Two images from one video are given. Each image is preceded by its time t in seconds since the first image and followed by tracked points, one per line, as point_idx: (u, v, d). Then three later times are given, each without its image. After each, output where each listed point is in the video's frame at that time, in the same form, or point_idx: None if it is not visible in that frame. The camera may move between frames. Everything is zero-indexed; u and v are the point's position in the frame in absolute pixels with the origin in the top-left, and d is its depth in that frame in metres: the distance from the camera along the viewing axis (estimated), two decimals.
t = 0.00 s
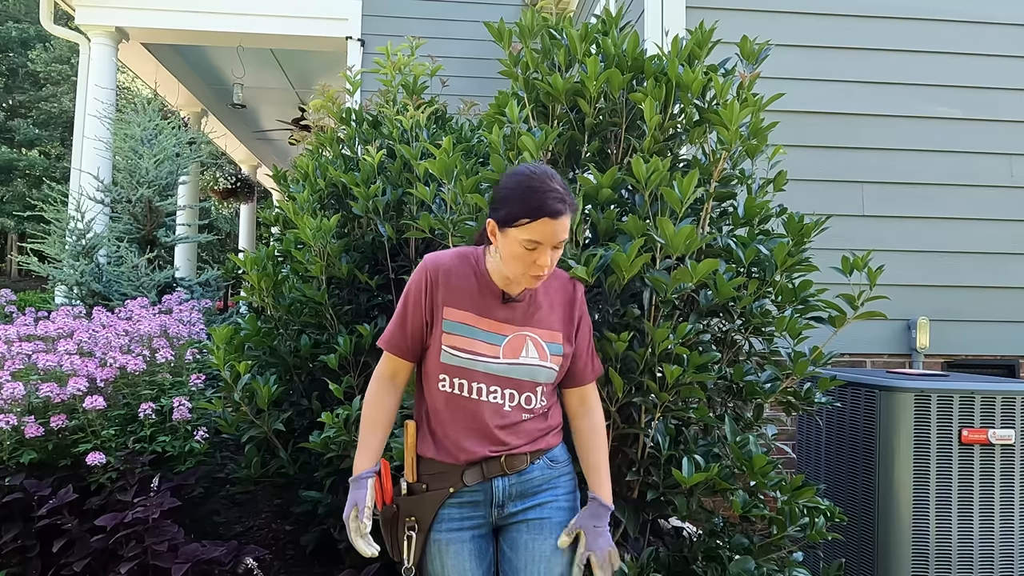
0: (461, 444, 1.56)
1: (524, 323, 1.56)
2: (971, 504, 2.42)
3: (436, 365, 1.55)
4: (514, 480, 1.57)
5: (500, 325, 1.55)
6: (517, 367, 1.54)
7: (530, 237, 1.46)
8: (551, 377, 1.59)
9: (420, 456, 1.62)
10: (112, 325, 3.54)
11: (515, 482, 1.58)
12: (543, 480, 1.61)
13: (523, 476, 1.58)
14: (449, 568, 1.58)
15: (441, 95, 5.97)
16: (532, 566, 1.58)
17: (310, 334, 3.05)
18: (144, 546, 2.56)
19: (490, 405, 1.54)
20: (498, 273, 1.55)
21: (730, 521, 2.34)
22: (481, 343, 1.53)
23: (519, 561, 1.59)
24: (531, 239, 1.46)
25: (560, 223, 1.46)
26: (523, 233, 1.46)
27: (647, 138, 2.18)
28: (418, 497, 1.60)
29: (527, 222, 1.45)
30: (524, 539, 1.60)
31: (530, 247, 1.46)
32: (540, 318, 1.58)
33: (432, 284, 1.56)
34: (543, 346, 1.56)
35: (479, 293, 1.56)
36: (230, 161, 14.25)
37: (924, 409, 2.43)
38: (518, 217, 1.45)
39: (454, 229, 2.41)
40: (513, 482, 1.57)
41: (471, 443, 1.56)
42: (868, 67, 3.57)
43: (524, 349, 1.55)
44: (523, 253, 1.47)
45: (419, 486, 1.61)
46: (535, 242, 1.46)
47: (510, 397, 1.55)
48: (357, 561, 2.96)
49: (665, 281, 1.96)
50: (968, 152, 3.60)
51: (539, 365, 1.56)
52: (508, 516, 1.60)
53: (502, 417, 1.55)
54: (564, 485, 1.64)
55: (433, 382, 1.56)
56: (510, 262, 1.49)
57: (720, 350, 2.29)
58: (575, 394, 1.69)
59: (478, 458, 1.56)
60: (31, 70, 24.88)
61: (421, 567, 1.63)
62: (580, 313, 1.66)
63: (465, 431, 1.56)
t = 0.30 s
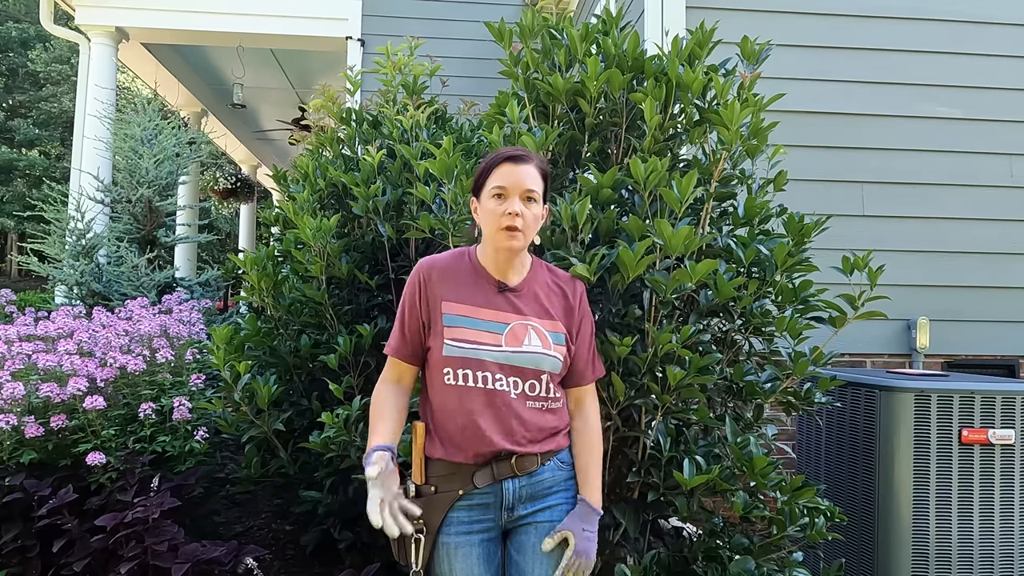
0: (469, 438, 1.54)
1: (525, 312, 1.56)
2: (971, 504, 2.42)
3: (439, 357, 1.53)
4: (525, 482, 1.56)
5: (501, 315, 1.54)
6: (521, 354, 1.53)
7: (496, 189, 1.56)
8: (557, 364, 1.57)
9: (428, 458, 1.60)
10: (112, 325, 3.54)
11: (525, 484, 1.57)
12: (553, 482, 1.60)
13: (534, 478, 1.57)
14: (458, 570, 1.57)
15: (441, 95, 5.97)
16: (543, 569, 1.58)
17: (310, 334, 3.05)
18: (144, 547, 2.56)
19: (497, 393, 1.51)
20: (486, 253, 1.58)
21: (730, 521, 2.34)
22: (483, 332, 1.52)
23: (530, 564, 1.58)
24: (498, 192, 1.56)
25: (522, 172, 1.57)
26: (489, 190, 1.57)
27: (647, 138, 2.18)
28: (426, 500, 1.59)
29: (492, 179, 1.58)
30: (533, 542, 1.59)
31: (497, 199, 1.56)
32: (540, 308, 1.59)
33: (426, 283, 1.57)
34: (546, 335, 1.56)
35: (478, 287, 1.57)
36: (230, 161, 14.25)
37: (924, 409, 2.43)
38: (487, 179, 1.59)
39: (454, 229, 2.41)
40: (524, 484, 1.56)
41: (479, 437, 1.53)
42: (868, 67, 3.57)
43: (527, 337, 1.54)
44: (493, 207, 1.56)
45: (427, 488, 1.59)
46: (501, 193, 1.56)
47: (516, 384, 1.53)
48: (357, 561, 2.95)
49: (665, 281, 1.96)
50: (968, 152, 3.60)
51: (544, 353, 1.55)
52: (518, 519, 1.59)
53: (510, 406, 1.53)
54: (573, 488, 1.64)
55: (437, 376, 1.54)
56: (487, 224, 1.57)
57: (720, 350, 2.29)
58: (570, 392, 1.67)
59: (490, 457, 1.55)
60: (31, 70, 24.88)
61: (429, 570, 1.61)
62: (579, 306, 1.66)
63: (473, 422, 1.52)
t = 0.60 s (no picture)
0: (473, 438, 1.54)
1: (530, 312, 1.56)
2: (971, 504, 2.42)
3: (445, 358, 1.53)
4: (523, 484, 1.56)
5: (505, 316, 1.55)
6: (526, 354, 1.52)
7: (486, 194, 1.56)
8: (562, 364, 1.56)
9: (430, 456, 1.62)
10: (112, 325, 3.54)
11: (525, 486, 1.56)
12: (553, 485, 1.59)
13: (533, 480, 1.56)
14: (455, 570, 1.57)
15: (441, 95, 5.97)
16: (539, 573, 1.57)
17: (310, 334, 3.05)
18: (144, 546, 2.56)
19: (499, 391, 1.52)
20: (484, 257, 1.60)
21: (730, 521, 2.34)
22: (487, 333, 1.53)
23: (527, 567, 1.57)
24: (488, 197, 1.55)
25: (509, 175, 1.56)
26: (479, 196, 1.57)
27: (647, 138, 2.18)
28: (425, 498, 1.59)
29: (481, 185, 1.57)
30: (531, 545, 1.58)
31: (488, 203, 1.55)
32: (545, 308, 1.58)
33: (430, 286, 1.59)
34: (551, 334, 1.55)
35: (482, 289, 1.58)
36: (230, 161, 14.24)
37: (924, 409, 2.43)
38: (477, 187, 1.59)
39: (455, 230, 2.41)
40: (523, 486, 1.56)
41: (484, 437, 1.54)
42: (868, 67, 3.57)
43: (532, 336, 1.53)
44: (485, 211, 1.56)
45: (426, 486, 1.60)
46: (491, 197, 1.55)
47: (520, 383, 1.52)
48: (357, 561, 2.96)
49: (662, 281, 1.95)
50: (968, 152, 3.60)
51: (548, 352, 1.54)
52: (517, 522, 1.59)
53: (515, 406, 1.53)
54: (573, 491, 1.63)
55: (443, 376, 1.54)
56: (480, 229, 1.57)
57: (720, 350, 2.29)
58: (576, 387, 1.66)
59: (490, 458, 1.55)
60: (31, 70, 24.87)
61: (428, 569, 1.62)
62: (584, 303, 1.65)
63: (478, 422, 1.53)
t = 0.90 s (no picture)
0: (475, 438, 1.54)
1: (531, 313, 1.57)
2: (971, 504, 2.42)
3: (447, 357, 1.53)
4: (526, 484, 1.56)
5: (506, 316, 1.55)
6: (527, 355, 1.53)
7: (508, 192, 1.56)
8: (563, 365, 1.57)
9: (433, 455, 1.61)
10: (112, 325, 3.54)
11: (527, 486, 1.56)
12: (555, 485, 1.59)
13: (536, 480, 1.56)
14: (458, 569, 1.56)
15: (441, 95, 5.97)
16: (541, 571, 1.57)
17: (310, 334, 3.05)
18: (144, 546, 2.56)
19: (502, 391, 1.52)
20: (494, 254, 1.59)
21: (730, 521, 2.34)
22: (489, 332, 1.53)
23: (528, 565, 1.57)
24: (510, 196, 1.56)
25: (530, 173, 1.58)
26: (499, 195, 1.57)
27: (648, 138, 2.18)
28: (429, 497, 1.59)
29: (502, 183, 1.57)
30: (533, 544, 1.58)
31: (508, 201, 1.56)
32: (544, 310, 1.60)
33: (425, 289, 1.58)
34: (552, 335, 1.57)
35: (483, 290, 1.58)
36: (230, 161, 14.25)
37: (924, 409, 2.43)
38: (495, 184, 1.58)
39: (454, 229, 2.41)
40: (526, 485, 1.56)
41: (484, 437, 1.53)
42: (868, 67, 3.57)
43: (533, 337, 1.54)
44: (507, 210, 1.55)
45: (430, 486, 1.60)
46: (513, 195, 1.56)
47: (522, 384, 1.53)
48: (357, 561, 2.96)
49: (667, 281, 1.95)
50: (968, 152, 3.60)
51: (550, 354, 1.55)
52: (519, 520, 1.59)
53: (515, 406, 1.53)
54: (575, 491, 1.63)
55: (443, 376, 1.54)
56: (498, 226, 1.56)
57: (720, 350, 2.28)
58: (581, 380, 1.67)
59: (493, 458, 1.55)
60: (31, 70, 24.88)
61: (428, 568, 1.61)
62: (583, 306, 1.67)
63: (480, 422, 1.53)
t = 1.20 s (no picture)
0: (493, 444, 1.53)
1: (516, 311, 1.58)
2: (971, 504, 2.42)
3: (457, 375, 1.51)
4: (544, 479, 1.56)
5: (495, 321, 1.55)
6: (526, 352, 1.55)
7: (481, 188, 1.59)
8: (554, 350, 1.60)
9: (447, 461, 1.58)
10: (112, 325, 3.54)
11: (545, 481, 1.57)
12: (568, 478, 1.61)
13: (551, 474, 1.58)
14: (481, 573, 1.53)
15: (441, 95, 5.97)
16: (561, 564, 1.57)
17: (310, 334, 3.05)
18: (144, 546, 2.56)
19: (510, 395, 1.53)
20: (481, 249, 1.59)
21: (730, 521, 2.34)
22: (488, 342, 1.52)
23: (548, 561, 1.57)
24: (484, 191, 1.59)
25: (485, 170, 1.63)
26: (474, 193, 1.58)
27: (648, 138, 2.18)
28: (451, 503, 1.55)
29: (474, 180, 1.59)
30: (551, 538, 1.58)
31: (484, 196, 1.59)
32: (524, 302, 1.61)
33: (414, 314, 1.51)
34: (539, 326, 1.59)
35: (467, 299, 1.55)
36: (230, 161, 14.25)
37: (924, 409, 2.43)
38: (466, 183, 1.58)
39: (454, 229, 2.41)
40: (543, 481, 1.56)
41: (504, 440, 1.53)
42: (868, 68, 3.57)
43: (525, 334, 1.56)
44: (490, 204, 1.59)
45: (450, 491, 1.56)
46: (486, 189, 1.60)
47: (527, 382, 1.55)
48: (357, 561, 2.96)
49: (663, 280, 1.95)
50: (969, 152, 3.60)
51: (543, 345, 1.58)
52: (537, 516, 1.59)
53: (523, 405, 1.55)
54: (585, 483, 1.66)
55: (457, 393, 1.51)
56: (483, 221, 1.58)
57: (720, 350, 2.28)
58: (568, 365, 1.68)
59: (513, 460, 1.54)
60: (31, 70, 24.88)
61: None
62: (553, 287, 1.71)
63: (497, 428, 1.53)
